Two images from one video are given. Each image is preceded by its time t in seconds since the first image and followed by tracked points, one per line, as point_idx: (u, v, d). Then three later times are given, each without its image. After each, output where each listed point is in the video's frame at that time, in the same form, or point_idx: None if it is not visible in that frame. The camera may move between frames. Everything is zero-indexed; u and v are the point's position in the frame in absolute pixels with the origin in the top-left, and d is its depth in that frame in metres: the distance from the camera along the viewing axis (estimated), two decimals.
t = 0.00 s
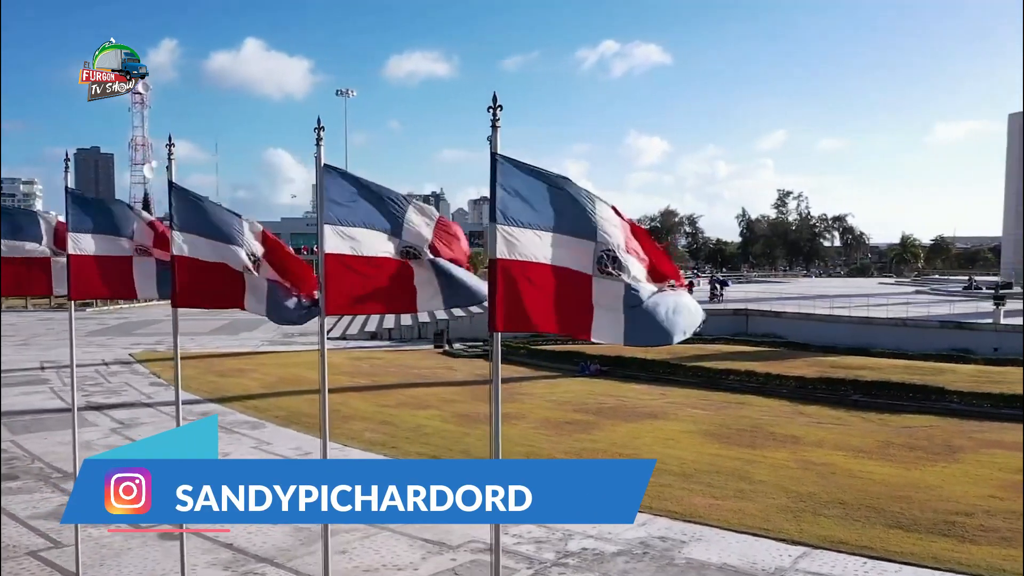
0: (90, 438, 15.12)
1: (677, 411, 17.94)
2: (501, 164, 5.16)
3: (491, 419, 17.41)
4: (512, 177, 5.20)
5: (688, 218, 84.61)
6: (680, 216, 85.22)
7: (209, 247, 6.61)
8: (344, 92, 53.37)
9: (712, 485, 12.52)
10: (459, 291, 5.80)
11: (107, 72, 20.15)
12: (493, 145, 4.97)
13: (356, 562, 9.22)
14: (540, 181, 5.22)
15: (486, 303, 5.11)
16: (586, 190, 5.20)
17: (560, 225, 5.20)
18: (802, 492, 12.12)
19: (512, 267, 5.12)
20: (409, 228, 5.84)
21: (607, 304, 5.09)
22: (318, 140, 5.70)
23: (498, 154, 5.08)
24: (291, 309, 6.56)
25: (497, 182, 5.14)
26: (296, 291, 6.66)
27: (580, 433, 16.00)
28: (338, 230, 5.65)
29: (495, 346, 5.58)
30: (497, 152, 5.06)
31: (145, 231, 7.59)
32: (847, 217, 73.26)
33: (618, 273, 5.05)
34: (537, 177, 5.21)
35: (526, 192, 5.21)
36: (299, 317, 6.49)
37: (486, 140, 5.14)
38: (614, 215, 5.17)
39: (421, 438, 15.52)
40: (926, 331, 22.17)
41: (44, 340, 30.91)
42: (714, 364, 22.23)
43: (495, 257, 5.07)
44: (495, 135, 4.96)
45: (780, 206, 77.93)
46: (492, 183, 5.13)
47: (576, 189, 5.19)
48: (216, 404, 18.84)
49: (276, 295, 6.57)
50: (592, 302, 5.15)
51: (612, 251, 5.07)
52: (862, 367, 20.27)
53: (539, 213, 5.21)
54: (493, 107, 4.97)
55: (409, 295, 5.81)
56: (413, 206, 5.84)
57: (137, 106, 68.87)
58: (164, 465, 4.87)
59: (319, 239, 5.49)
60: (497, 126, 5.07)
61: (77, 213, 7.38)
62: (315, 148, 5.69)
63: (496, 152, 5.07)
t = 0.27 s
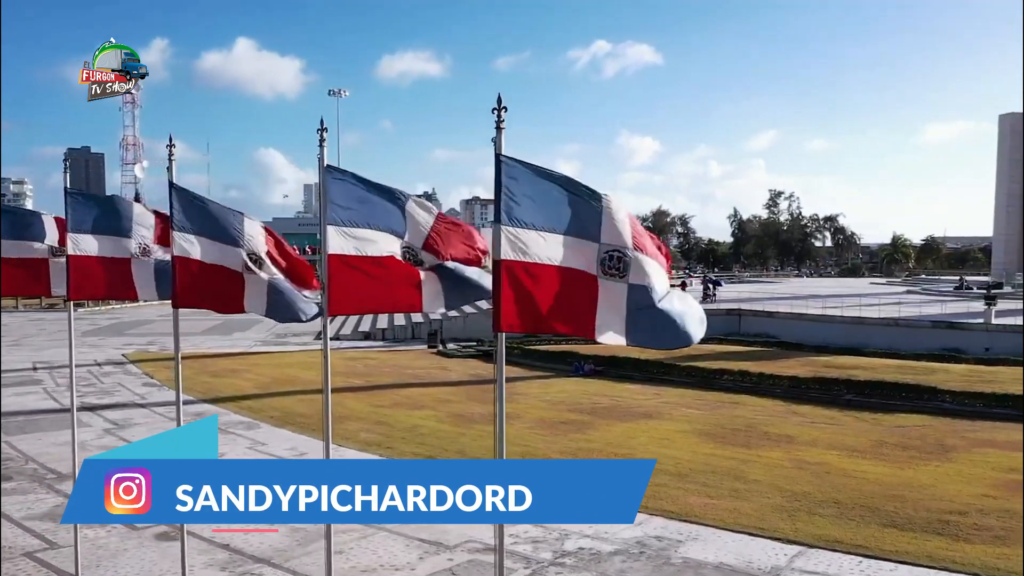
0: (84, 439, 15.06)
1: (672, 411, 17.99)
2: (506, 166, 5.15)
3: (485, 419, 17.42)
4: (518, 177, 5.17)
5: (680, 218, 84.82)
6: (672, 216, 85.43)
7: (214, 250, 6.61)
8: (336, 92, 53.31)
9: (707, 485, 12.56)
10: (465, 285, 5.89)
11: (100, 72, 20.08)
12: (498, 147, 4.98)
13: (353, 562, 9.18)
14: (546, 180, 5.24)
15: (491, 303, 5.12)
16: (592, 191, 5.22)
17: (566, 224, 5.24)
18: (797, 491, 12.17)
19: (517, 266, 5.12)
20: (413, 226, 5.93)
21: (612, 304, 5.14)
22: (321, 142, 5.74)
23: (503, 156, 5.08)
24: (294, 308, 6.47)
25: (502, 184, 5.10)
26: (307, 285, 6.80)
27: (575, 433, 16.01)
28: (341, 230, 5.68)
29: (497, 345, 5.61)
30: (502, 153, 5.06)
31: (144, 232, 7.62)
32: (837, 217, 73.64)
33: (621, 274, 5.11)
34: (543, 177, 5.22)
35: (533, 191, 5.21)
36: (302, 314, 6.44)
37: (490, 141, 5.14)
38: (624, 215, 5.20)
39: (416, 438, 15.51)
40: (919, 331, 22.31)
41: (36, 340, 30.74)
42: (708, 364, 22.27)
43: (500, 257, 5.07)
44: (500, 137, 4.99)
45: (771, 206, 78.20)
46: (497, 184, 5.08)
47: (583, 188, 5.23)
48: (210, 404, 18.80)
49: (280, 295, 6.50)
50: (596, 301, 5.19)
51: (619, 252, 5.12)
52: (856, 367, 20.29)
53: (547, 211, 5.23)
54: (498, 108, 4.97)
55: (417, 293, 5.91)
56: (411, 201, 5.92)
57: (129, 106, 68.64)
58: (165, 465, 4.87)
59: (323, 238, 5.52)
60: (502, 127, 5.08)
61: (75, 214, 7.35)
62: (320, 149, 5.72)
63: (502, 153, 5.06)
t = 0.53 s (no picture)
0: (78, 440, 14.98)
1: (666, 411, 18.03)
2: (511, 167, 5.18)
3: (480, 419, 17.42)
4: (522, 177, 5.20)
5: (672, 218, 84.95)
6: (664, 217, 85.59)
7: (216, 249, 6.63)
8: (328, 93, 53.27)
9: (702, 485, 12.60)
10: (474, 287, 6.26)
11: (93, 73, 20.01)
12: (502, 148, 5.03)
13: (351, 563, 9.14)
14: (550, 181, 5.24)
15: (494, 303, 5.15)
16: (595, 193, 5.24)
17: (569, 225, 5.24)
18: (791, 490, 12.21)
19: (521, 267, 5.16)
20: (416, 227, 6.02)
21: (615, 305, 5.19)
22: (325, 142, 5.72)
23: (508, 157, 5.12)
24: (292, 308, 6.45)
25: (507, 185, 5.15)
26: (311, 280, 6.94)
27: (570, 433, 16.03)
28: (344, 231, 5.68)
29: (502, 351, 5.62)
30: (507, 154, 5.10)
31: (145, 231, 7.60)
32: (828, 217, 73.95)
33: (623, 277, 5.17)
34: (547, 176, 5.23)
35: (537, 192, 5.23)
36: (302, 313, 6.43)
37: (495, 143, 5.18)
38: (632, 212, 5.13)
39: (411, 438, 15.50)
40: (910, 331, 22.44)
41: (27, 341, 30.55)
42: (702, 364, 22.33)
43: (503, 259, 5.12)
44: (503, 138, 5.04)
45: (763, 207, 78.46)
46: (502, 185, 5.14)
47: (586, 189, 5.24)
48: (204, 405, 18.76)
49: (278, 295, 6.47)
50: (599, 301, 5.22)
51: (620, 254, 5.16)
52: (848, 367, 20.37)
53: (550, 211, 5.23)
54: (503, 109, 5.02)
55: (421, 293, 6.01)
56: (412, 203, 6.01)
57: (119, 107, 68.36)
58: (165, 465, 4.87)
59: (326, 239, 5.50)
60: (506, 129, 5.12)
61: (75, 215, 7.36)
62: (322, 151, 5.70)
63: (507, 154, 5.09)
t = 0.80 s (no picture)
0: (71, 441, 14.91)
1: (660, 411, 18.08)
2: (515, 168, 5.19)
3: (474, 419, 17.44)
4: (524, 178, 5.22)
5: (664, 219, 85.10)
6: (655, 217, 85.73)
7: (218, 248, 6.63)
8: (319, 93, 53.16)
9: (697, 484, 12.64)
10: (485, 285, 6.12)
11: (90, 71, 19.79)
12: (507, 150, 5.02)
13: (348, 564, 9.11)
14: (552, 180, 5.25)
15: (497, 303, 5.17)
16: (601, 193, 5.23)
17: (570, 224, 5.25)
18: (786, 490, 12.26)
19: (525, 268, 5.20)
20: (425, 225, 5.93)
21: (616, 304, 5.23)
22: (327, 143, 5.73)
23: (513, 158, 5.11)
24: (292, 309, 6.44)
25: (511, 187, 5.16)
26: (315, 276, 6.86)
27: (565, 433, 16.05)
28: (346, 231, 5.73)
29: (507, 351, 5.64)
30: (512, 155, 5.09)
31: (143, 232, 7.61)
32: (819, 217, 74.25)
33: (623, 280, 5.23)
34: (550, 176, 5.25)
35: (541, 192, 5.23)
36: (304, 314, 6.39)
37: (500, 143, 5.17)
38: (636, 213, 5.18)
39: (406, 438, 15.49)
40: (902, 331, 22.56)
41: (18, 341, 30.37)
42: (694, 363, 22.39)
43: (507, 260, 5.14)
44: (508, 140, 5.01)
45: (755, 207, 78.65)
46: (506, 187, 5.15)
47: (589, 192, 5.26)
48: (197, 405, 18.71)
49: (277, 297, 6.49)
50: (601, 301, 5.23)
51: (621, 258, 5.22)
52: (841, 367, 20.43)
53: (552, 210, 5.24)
54: (508, 110, 5.00)
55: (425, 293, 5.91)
56: (421, 201, 5.92)
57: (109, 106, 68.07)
58: (164, 464, 4.87)
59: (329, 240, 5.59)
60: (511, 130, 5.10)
61: (76, 217, 7.46)
62: (326, 151, 5.73)
63: (511, 155, 5.08)
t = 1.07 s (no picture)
0: (65, 441, 14.85)
1: (654, 410, 18.13)
2: (520, 169, 5.21)
3: (468, 419, 17.45)
4: (527, 178, 5.22)
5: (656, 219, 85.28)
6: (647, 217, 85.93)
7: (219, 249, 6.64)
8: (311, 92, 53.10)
9: (692, 483, 12.68)
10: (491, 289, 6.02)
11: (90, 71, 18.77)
12: (511, 151, 5.04)
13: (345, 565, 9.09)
14: (556, 180, 5.25)
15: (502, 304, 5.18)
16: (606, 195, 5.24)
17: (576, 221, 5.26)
18: (781, 489, 12.31)
19: (530, 270, 5.21)
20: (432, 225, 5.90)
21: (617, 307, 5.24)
22: (330, 145, 5.74)
23: (517, 159, 5.14)
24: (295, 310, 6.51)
25: (516, 188, 5.19)
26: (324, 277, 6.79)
27: (560, 433, 16.07)
28: (349, 232, 5.76)
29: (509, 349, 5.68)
30: (516, 157, 5.12)
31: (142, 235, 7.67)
32: (810, 217, 74.58)
33: (625, 282, 5.27)
34: (554, 175, 5.25)
35: (544, 193, 5.25)
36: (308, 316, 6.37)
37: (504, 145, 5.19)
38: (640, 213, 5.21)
39: (401, 439, 15.49)
40: (893, 331, 22.67)
41: (10, 342, 30.22)
42: (687, 363, 22.45)
43: (512, 261, 5.15)
44: (512, 141, 5.02)
45: (746, 207, 78.89)
46: (511, 188, 5.17)
47: (593, 191, 5.27)
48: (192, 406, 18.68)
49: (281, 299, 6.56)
50: (600, 302, 5.25)
51: (621, 262, 5.25)
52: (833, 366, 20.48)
53: (556, 209, 5.25)
54: (511, 112, 5.01)
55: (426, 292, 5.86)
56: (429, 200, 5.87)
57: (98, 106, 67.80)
58: (164, 465, 4.86)
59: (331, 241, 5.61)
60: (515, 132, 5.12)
61: (73, 216, 7.42)
62: (328, 153, 5.73)
63: (515, 157, 5.10)
